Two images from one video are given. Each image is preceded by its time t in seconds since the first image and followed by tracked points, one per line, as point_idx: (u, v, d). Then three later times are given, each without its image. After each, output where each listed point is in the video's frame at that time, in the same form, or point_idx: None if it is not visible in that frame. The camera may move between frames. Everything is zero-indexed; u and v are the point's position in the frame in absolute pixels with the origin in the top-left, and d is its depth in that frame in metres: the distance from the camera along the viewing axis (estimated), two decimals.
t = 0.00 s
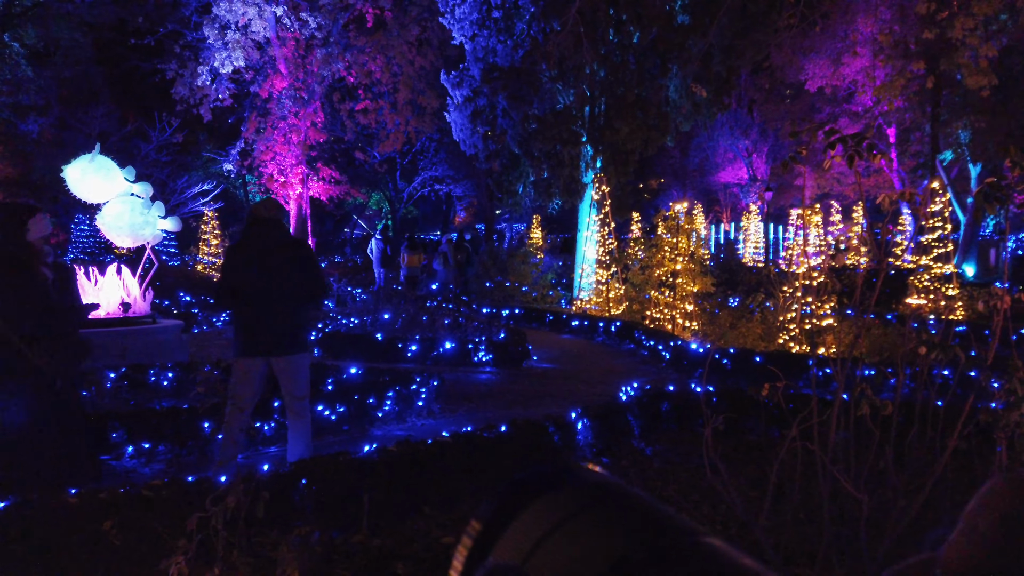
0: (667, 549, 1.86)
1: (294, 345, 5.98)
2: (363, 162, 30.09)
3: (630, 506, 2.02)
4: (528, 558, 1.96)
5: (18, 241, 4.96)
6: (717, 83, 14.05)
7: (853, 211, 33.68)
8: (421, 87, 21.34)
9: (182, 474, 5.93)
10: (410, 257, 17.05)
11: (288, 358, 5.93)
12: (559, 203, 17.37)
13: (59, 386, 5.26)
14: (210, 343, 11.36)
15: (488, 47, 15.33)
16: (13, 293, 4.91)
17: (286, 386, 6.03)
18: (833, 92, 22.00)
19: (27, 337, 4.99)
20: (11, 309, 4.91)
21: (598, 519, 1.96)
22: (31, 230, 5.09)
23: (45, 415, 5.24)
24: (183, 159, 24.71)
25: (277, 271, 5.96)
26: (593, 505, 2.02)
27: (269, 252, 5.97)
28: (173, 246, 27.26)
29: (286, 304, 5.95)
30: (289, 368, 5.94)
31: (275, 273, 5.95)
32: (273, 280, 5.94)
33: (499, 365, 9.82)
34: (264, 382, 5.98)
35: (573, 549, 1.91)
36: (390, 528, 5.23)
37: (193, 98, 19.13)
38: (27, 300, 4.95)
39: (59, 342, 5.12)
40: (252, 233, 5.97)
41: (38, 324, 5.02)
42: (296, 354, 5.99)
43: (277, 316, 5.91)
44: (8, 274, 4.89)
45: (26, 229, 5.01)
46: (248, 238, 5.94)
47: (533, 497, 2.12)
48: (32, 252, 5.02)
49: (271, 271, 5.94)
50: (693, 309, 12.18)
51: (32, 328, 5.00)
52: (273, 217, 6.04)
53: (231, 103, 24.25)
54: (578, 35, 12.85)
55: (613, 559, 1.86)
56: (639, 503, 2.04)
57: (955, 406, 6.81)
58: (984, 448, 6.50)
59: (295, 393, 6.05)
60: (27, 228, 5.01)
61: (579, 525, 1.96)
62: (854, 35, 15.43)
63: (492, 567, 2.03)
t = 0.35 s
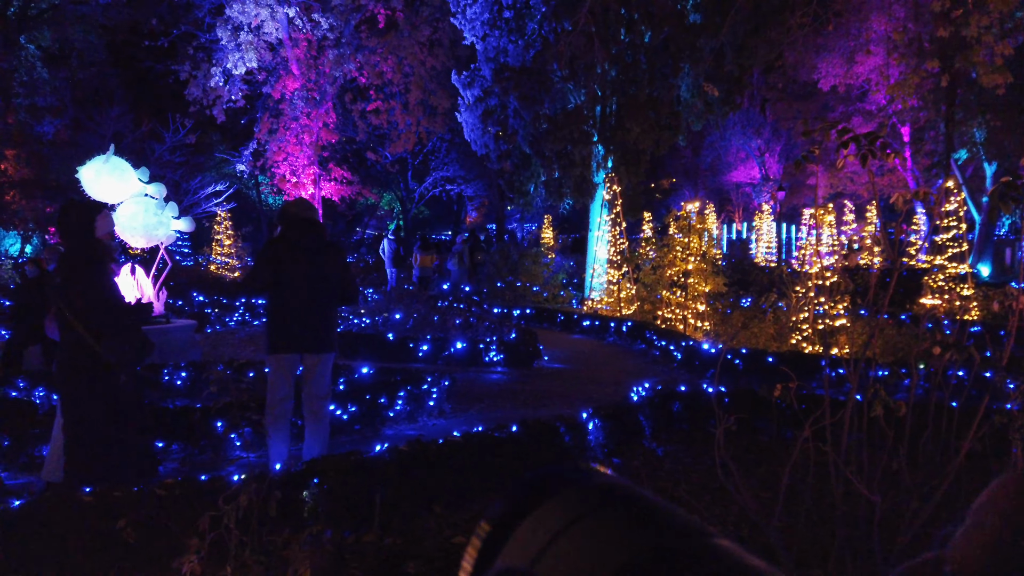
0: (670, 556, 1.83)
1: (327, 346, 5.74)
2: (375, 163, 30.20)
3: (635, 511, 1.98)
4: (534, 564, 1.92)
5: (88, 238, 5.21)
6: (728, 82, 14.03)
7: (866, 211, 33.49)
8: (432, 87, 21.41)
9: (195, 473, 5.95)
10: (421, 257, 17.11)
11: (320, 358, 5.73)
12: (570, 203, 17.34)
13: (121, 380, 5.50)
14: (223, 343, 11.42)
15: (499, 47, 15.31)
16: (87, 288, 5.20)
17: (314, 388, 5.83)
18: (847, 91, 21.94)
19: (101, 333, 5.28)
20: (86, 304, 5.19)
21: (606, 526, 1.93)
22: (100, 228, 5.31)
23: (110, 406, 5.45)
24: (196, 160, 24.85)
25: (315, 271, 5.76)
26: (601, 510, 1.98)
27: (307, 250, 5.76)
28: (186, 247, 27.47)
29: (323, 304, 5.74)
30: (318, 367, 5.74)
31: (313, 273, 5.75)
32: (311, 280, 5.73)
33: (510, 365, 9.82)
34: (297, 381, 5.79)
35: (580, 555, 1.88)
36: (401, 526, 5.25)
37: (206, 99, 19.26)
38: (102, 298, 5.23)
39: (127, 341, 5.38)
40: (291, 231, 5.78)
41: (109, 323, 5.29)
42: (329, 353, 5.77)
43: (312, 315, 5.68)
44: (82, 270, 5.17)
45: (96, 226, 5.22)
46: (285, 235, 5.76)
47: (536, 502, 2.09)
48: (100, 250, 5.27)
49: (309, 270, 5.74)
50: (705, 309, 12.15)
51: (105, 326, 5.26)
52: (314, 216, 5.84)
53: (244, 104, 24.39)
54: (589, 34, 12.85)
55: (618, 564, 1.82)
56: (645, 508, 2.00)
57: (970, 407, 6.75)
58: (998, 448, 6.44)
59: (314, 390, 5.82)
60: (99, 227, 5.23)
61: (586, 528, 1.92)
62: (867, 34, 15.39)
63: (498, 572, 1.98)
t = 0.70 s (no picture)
0: None
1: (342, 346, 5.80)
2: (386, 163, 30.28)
3: (649, 534, 1.96)
4: None
5: (142, 242, 5.62)
6: (740, 82, 13.97)
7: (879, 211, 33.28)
8: (442, 88, 21.45)
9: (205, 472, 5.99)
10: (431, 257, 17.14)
11: (335, 359, 5.74)
12: (580, 203, 17.32)
13: (173, 379, 5.83)
14: (233, 342, 11.48)
15: (509, 48, 15.32)
16: (143, 290, 5.58)
17: (325, 390, 5.81)
18: (859, 90, 21.82)
19: (156, 332, 5.63)
20: (142, 305, 5.57)
21: (621, 546, 1.90)
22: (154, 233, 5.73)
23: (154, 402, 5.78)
24: (208, 161, 24.99)
25: (327, 272, 5.78)
26: (615, 533, 1.95)
27: (318, 252, 5.77)
28: (198, 247, 27.63)
29: (337, 304, 5.79)
30: (333, 368, 5.74)
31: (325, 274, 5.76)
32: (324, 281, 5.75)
33: (520, 366, 9.82)
34: (313, 382, 5.77)
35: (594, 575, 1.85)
36: (411, 527, 5.25)
37: (218, 100, 19.35)
38: (156, 299, 5.61)
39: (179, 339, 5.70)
40: (302, 232, 5.75)
41: (163, 322, 5.64)
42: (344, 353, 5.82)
43: (326, 316, 5.71)
44: (140, 272, 5.58)
45: (149, 231, 5.64)
46: (296, 236, 5.73)
47: (549, 524, 2.08)
48: (154, 254, 5.69)
49: (321, 272, 5.75)
50: (715, 310, 12.11)
51: (160, 325, 5.61)
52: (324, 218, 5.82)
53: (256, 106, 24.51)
54: (600, 35, 12.82)
55: None
56: (660, 531, 1.97)
57: (982, 408, 6.70)
58: (1011, 449, 6.39)
59: (324, 394, 5.82)
60: (152, 233, 5.64)
61: (600, 550, 1.90)
62: (879, 33, 15.31)
63: None
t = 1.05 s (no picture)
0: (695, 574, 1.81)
1: (351, 349, 5.71)
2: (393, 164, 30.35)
3: (659, 531, 1.96)
4: None
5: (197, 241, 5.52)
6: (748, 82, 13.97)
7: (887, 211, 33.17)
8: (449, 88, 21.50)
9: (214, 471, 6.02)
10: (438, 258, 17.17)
11: (349, 360, 5.71)
12: (588, 203, 17.31)
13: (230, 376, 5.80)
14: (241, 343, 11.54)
15: (516, 48, 15.26)
16: (197, 286, 5.51)
17: (349, 389, 5.81)
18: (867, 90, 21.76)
19: (208, 328, 5.58)
20: (197, 302, 5.52)
21: (631, 542, 1.91)
22: (203, 230, 5.66)
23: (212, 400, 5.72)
24: (216, 162, 25.07)
25: (339, 274, 5.71)
26: (627, 529, 1.96)
27: (329, 253, 5.73)
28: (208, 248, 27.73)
29: (347, 308, 5.70)
30: (352, 368, 5.74)
31: (337, 277, 5.70)
32: (336, 283, 5.69)
33: (527, 366, 9.83)
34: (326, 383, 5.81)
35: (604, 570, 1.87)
36: (419, 527, 5.27)
37: (227, 101, 19.42)
38: (210, 296, 5.56)
39: (233, 334, 5.66)
40: (314, 235, 5.74)
41: (213, 319, 5.59)
42: (358, 357, 5.76)
43: (333, 319, 5.65)
44: (194, 269, 5.51)
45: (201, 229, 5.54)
46: (307, 238, 5.72)
47: (561, 519, 2.09)
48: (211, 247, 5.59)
49: (331, 274, 5.69)
50: (724, 310, 12.07)
51: (211, 320, 5.56)
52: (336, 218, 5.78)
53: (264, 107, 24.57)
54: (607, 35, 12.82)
55: None
56: (672, 529, 1.97)
57: (990, 410, 6.68)
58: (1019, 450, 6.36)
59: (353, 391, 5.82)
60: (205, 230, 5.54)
61: (609, 546, 1.92)
62: (888, 32, 15.28)
63: None
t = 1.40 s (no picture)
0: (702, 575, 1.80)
1: (382, 349, 5.74)
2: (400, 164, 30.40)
3: (667, 531, 1.95)
4: None
5: (235, 242, 5.70)
6: (755, 82, 13.94)
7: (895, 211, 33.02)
8: (456, 89, 21.53)
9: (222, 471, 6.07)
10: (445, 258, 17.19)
11: (379, 361, 5.74)
12: (594, 203, 17.30)
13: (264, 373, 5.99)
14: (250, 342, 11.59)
15: (523, 49, 15.26)
16: (239, 288, 5.74)
17: (379, 387, 5.83)
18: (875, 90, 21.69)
19: (251, 327, 5.82)
20: (238, 301, 5.73)
21: (638, 543, 1.91)
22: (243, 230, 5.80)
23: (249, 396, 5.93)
24: (224, 163, 25.15)
25: (370, 275, 5.72)
26: (634, 529, 1.96)
27: (357, 255, 5.72)
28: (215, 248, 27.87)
29: (378, 308, 5.73)
30: (382, 369, 5.76)
31: (368, 278, 5.71)
32: (368, 285, 5.71)
33: (534, 366, 9.87)
34: (354, 383, 5.82)
35: (612, 571, 1.86)
36: (425, 527, 5.27)
37: (234, 102, 19.49)
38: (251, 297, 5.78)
39: (273, 332, 5.92)
40: (345, 236, 5.75)
41: (255, 319, 5.83)
42: (389, 357, 5.79)
43: (365, 318, 5.69)
44: (235, 269, 5.70)
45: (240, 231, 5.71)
46: (340, 240, 5.72)
47: (569, 521, 2.08)
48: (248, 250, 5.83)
49: (363, 275, 5.70)
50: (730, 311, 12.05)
51: (254, 320, 5.81)
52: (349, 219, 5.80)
53: (272, 107, 24.62)
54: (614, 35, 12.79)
55: None
56: (678, 529, 1.97)
57: (999, 410, 6.65)
58: None
59: (382, 390, 5.85)
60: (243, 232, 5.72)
61: (614, 549, 1.92)
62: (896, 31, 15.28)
63: None
